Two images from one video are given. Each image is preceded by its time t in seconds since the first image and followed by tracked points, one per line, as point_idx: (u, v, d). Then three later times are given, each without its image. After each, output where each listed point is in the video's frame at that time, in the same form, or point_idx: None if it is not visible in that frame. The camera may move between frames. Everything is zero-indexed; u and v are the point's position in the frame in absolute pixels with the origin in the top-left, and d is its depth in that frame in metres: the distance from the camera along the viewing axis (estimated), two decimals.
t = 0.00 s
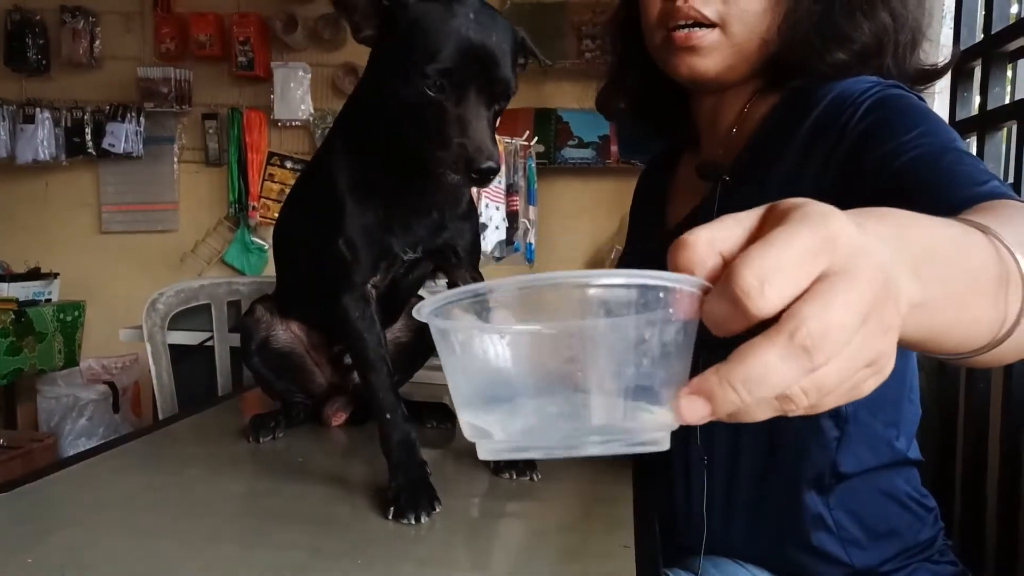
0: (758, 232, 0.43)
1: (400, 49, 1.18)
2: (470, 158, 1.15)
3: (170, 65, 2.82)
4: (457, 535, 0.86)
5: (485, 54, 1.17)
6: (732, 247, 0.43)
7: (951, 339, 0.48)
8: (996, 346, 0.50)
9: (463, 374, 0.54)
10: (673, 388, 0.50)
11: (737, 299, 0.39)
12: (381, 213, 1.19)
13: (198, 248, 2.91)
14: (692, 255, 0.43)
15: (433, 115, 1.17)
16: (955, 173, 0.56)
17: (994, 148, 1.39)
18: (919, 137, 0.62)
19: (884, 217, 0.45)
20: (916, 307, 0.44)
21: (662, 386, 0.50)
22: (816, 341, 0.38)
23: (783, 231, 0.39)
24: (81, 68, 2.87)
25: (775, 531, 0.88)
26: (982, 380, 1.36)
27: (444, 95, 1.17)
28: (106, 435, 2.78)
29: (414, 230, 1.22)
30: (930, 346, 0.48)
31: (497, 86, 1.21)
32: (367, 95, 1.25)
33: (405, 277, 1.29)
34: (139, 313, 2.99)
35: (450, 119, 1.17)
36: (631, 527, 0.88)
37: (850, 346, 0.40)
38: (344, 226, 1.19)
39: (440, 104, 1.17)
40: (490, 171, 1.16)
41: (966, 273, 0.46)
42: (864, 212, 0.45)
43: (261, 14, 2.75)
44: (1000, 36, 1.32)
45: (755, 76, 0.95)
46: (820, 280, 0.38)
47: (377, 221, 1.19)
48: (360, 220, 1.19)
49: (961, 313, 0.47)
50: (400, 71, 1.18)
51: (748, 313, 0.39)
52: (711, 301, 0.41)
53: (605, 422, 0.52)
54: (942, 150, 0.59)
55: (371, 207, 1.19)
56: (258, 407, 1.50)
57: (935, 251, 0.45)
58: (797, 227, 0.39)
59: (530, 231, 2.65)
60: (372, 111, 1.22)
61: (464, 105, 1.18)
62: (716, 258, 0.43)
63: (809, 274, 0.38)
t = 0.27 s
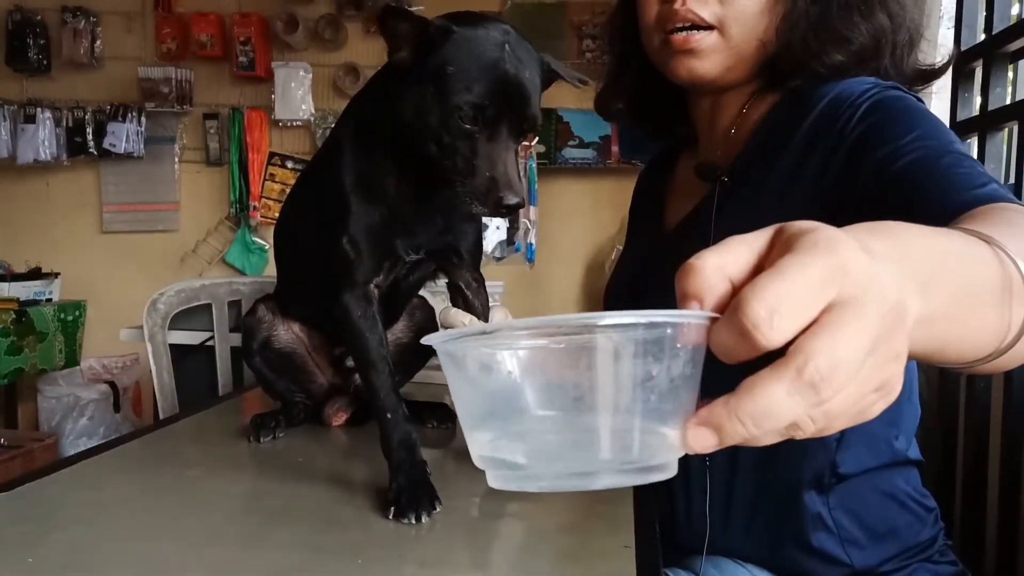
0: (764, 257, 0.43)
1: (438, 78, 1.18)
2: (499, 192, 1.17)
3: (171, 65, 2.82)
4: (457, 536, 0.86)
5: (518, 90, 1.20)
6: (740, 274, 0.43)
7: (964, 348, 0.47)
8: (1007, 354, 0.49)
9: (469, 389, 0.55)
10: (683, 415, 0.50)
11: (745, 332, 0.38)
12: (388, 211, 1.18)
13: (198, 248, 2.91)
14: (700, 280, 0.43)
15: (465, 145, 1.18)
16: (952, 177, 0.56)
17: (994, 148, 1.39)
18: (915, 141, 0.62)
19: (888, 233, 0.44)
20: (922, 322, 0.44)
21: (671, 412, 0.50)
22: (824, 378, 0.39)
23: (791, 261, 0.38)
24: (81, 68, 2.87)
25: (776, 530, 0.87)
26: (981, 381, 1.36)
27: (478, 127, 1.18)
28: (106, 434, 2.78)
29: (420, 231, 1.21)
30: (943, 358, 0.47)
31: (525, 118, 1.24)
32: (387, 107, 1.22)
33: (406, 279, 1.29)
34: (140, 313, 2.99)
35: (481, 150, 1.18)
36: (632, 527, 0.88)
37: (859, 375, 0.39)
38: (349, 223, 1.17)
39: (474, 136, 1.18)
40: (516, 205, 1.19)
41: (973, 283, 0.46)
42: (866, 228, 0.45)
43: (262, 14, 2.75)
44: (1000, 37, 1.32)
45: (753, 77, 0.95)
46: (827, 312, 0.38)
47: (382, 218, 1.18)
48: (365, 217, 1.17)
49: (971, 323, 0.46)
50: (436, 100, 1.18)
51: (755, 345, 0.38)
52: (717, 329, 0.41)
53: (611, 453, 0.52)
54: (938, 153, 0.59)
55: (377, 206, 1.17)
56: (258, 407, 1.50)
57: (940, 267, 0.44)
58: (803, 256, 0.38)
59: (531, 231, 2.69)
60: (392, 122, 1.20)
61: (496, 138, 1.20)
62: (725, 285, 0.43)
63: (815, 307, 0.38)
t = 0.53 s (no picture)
0: (755, 258, 0.43)
1: (470, 91, 1.18)
2: (524, 206, 1.19)
3: (171, 65, 2.82)
4: (458, 536, 0.86)
5: (544, 105, 1.22)
6: (730, 274, 0.43)
7: (953, 348, 0.47)
8: (996, 355, 0.50)
9: (465, 379, 0.55)
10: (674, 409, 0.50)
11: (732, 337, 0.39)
12: (393, 211, 1.17)
13: (198, 248, 2.91)
14: (690, 281, 0.43)
15: (494, 159, 1.20)
16: (947, 177, 0.56)
17: (994, 147, 1.38)
18: (911, 142, 0.62)
19: (884, 234, 0.44)
20: (912, 323, 0.44)
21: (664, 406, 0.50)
22: (802, 389, 0.39)
23: (781, 267, 0.38)
24: (81, 68, 2.87)
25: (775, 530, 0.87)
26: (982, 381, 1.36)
27: (507, 141, 1.20)
28: (106, 435, 2.77)
29: (423, 231, 1.21)
30: (932, 359, 0.48)
31: (547, 134, 1.26)
32: (408, 112, 1.21)
33: (408, 280, 1.29)
34: (140, 313, 2.99)
35: (507, 165, 1.20)
36: (631, 527, 0.88)
37: (839, 383, 0.40)
38: (353, 221, 1.16)
39: (504, 149, 1.20)
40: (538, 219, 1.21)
41: (965, 285, 0.46)
42: (862, 228, 0.45)
43: (262, 14, 2.75)
44: (999, 37, 1.32)
45: (750, 79, 0.95)
46: (811, 320, 0.38)
47: (386, 215, 1.17)
48: (369, 215, 1.16)
49: (960, 325, 0.47)
50: (469, 114, 1.18)
51: (740, 351, 0.39)
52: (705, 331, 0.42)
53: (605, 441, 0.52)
54: (934, 154, 0.59)
55: (383, 204, 1.16)
56: (258, 407, 1.50)
57: (934, 271, 0.44)
58: (793, 261, 0.38)
59: (531, 232, 2.70)
60: (407, 125, 1.20)
61: (523, 152, 1.22)
62: (715, 286, 0.43)
63: (800, 315, 0.38)
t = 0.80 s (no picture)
0: (742, 276, 0.41)
1: (486, 97, 1.17)
2: (541, 211, 1.21)
3: (171, 64, 2.82)
4: (458, 536, 0.86)
5: (561, 112, 1.22)
6: (716, 292, 0.41)
7: (944, 349, 0.47)
8: (984, 358, 0.50)
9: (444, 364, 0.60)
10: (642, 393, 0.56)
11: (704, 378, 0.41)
12: (399, 211, 1.18)
13: (199, 248, 2.91)
14: (676, 299, 0.40)
15: (511, 164, 1.20)
16: (941, 176, 0.56)
17: (994, 147, 1.38)
18: (905, 141, 0.62)
19: (882, 239, 0.44)
20: (900, 330, 0.44)
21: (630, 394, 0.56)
22: (750, 430, 0.41)
23: (759, 306, 0.38)
24: (81, 67, 2.87)
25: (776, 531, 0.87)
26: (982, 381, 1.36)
27: (523, 148, 1.20)
28: (106, 434, 2.78)
29: (427, 231, 1.21)
30: (921, 360, 0.48)
31: (562, 140, 1.26)
32: (422, 117, 1.20)
33: (412, 278, 1.28)
34: (140, 313, 2.99)
35: (524, 173, 1.21)
36: (631, 527, 0.88)
37: (802, 416, 0.42)
38: (358, 220, 1.16)
39: (520, 154, 1.20)
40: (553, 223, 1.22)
41: (956, 286, 0.46)
42: (861, 233, 0.44)
43: (262, 14, 2.75)
44: (1000, 36, 1.32)
45: (748, 79, 0.95)
46: (781, 361, 0.40)
47: (393, 215, 1.17)
48: (375, 214, 1.16)
49: (950, 327, 0.47)
50: (485, 123, 1.17)
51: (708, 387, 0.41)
52: (685, 358, 0.44)
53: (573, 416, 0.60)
54: (929, 154, 0.59)
55: (391, 204, 1.17)
56: (258, 406, 1.50)
57: (927, 274, 0.44)
58: (769, 303, 0.38)
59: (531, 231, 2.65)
60: (416, 126, 1.20)
61: (539, 159, 1.23)
62: (701, 303, 0.41)
63: (769, 357, 0.39)
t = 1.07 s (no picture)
0: (721, 279, 0.42)
1: (486, 94, 1.18)
2: (547, 197, 1.18)
3: (171, 65, 2.82)
4: (457, 536, 0.86)
5: (562, 102, 1.21)
6: (694, 296, 0.42)
7: (928, 351, 0.48)
8: (968, 360, 0.50)
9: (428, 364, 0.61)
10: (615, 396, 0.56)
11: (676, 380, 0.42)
12: (402, 211, 1.18)
13: (198, 249, 2.91)
14: (654, 303, 0.41)
15: (514, 154, 1.19)
16: (934, 177, 0.56)
17: (994, 148, 1.38)
18: (900, 142, 0.62)
19: (864, 243, 0.44)
20: (881, 334, 0.44)
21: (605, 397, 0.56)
22: (721, 434, 0.42)
23: (735, 312, 0.39)
24: (81, 69, 2.87)
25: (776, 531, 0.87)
26: (982, 381, 1.36)
27: (525, 140, 1.19)
28: (106, 435, 2.78)
29: (430, 231, 1.22)
30: (906, 362, 0.48)
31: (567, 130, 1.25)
32: (422, 114, 1.20)
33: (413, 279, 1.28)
34: (140, 314, 2.99)
35: (528, 162, 1.19)
36: (631, 527, 0.88)
37: (776, 419, 0.42)
38: (361, 220, 1.15)
39: (522, 143, 1.19)
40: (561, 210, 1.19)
41: (941, 291, 0.46)
42: (845, 235, 0.45)
43: (262, 15, 2.75)
44: (1000, 37, 1.31)
45: (745, 80, 0.95)
46: (755, 366, 0.40)
47: (395, 215, 1.17)
48: (379, 213, 1.16)
49: (933, 329, 0.47)
50: (487, 118, 1.17)
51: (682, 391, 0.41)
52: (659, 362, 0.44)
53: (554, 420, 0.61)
54: (922, 155, 0.59)
55: (394, 203, 1.17)
56: (258, 407, 1.50)
57: (908, 278, 0.45)
58: (745, 310, 0.39)
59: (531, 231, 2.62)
60: (417, 129, 1.20)
61: (542, 147, 1.21)
62: (679, 307, 0.41)
63: (745, 362, 0.40)
